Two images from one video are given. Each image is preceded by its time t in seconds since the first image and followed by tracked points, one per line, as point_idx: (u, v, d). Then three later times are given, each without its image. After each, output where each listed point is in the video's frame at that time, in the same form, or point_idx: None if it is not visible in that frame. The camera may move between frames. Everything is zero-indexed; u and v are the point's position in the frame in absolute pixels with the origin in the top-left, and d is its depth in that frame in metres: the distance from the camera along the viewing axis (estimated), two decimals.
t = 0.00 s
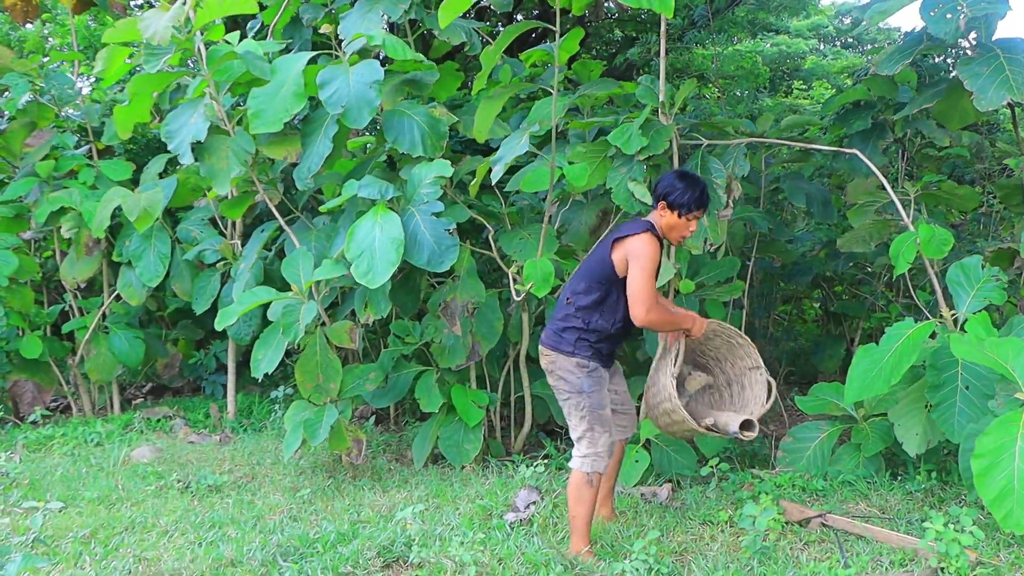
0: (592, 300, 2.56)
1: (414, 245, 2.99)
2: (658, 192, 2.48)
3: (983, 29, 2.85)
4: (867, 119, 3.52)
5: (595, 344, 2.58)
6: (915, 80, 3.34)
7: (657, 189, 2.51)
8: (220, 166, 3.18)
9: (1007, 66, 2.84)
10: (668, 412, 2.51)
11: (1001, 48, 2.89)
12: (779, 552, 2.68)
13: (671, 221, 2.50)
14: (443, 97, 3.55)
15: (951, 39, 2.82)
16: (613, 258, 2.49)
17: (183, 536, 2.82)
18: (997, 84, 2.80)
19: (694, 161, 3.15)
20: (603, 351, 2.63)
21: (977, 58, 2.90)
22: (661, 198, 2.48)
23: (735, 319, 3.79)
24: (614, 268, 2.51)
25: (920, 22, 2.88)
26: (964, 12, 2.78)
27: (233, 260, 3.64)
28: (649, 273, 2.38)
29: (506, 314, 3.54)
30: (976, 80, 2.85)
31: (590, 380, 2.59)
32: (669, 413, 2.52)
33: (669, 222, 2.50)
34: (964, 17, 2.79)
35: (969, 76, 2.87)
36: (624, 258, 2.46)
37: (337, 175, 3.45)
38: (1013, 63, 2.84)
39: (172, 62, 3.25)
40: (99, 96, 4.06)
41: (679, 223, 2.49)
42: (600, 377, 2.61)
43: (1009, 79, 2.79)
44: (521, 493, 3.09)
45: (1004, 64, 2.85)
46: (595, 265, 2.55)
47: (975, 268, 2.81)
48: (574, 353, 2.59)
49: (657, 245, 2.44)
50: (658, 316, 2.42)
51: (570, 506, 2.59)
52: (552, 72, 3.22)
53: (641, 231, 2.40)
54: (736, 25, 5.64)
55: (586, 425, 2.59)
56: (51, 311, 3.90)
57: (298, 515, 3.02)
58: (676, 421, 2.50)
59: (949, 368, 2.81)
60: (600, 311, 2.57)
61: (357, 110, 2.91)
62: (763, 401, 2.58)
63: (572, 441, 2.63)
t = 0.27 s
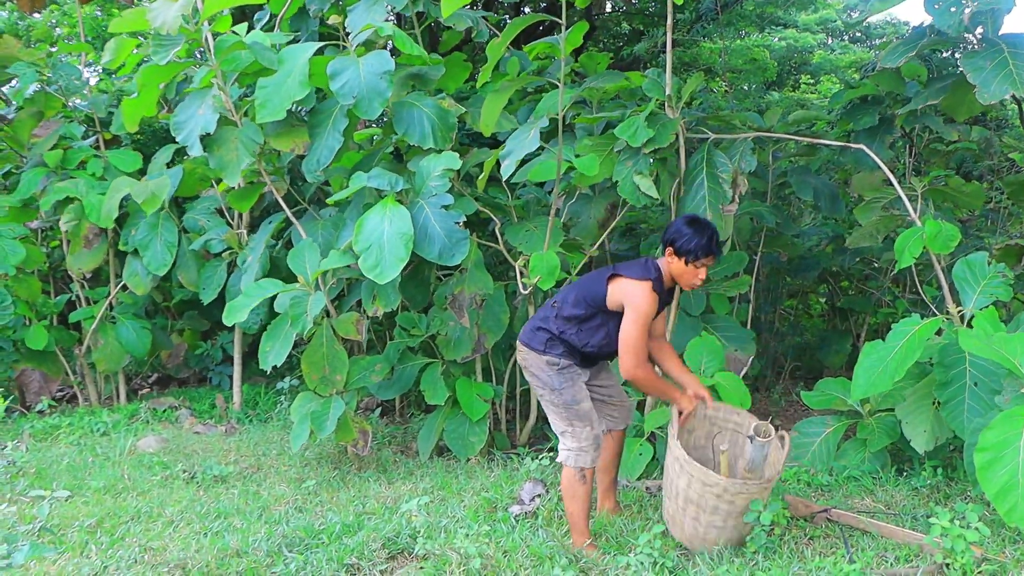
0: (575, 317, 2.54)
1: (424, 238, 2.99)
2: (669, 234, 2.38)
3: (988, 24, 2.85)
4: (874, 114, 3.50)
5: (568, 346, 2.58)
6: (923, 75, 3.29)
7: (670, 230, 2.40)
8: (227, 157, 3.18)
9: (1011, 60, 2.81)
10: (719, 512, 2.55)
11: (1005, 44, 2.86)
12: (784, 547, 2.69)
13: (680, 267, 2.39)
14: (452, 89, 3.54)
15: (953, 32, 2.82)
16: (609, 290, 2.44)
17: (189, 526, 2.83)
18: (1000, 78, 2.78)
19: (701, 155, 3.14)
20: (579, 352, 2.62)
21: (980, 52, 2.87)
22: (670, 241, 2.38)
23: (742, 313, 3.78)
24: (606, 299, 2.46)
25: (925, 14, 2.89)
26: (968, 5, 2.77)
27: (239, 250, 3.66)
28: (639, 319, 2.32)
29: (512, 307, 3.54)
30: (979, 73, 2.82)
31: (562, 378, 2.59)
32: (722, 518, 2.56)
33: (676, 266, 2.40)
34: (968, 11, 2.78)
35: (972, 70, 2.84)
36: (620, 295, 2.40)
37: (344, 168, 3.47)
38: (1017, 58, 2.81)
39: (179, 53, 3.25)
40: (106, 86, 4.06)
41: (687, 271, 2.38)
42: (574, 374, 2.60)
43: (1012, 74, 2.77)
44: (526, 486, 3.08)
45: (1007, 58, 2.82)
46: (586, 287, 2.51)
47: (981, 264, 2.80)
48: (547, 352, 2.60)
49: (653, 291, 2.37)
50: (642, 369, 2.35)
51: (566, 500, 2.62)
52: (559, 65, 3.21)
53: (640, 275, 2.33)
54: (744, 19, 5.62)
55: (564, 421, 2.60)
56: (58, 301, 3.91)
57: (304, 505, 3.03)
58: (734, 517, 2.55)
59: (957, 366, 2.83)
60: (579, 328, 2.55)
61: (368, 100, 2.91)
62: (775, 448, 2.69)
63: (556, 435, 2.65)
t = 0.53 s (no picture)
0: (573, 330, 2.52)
1: (428, 233, 2.98)
2: (677, 262, 2.32)
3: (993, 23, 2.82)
4: (880, 112, 3.49)
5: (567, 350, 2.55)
6: (929, 72, 3.28)
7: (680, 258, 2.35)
8: (232, 153, 3.18)
9: (1013, 61, 2.78)
10: (721, 522, 2.53)
11: (1007, 44, 2.83)
12: (789, 545, 2.69)
13: (686, 297, 2.33)
14: (456, 86, 3.53)
15: (954, 36, 2.80)
16: (608, 309, 2.41)
17: (194, 523, 2.83)
18: (1001, 80, 2.76)
19: (706, 153, 3.14)
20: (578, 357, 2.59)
21: (983, 53, 2.85)
22: (677, 268, 2.32)
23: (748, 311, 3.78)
24: (604, 318, 2.44)
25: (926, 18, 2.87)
26: (970, 8, 2.75)
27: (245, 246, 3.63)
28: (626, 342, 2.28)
29: (517, 304, 3.54)
30: (980, 75, 2.80)
31: (561, 380, 2.55)
32: (725, 525, 2.54)
33: (681, 295, 2.34)
34: (970, 12, 2.76)
35: (973, 71, 2.82)
36: (617, 315, 2.37)
37: (348, 165, 3.42)
38: (1019, 58, 2.78)
39: (185, 50, 3.25)
40: (113, 83, 4.06)
41: (692, 301, 2.32)
42: (573, 376, 2.56)
43: (1013, 75, 2.74)
44: (531, 483, 3.08)
45: (1009, 59, 2.79)
46: (589, 304, 2.48)
47: (988, 262, 2.79)
48: (545, 355, 2.58)
49: (648, 318, 2.32)
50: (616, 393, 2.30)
51: (572, 501, 2.61)
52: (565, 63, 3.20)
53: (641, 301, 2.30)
54: (750, 17, 5.60)
55: (566, 422, 2.56)
56: (64, 297, 3.92)
57: (309, 502, 3.03)
58: (737, 523, 2.54)
59: (961, 361, 2.81)
60: (577, 341, 2.51)
61: (373, 96, 2.90)
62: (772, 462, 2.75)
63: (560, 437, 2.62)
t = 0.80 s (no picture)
0: (572, 334, 2.52)
1: (433, 235, 2.99)
2: (679, 269, 2.32)
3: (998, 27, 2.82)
4: (885, 115, 3.49)
5: (566, 356, 2.55)
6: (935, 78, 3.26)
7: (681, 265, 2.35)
8: (237, 154, 3.18)
9: (1018, 65, 2.77)
10: (721, 519, 2.53)
11: (1013, 47, 2.83)
12: (793, 549, 2.69)
13: (687, 303, 2.33)
14: (460, 87, 3.52)
15: (959, 38, 2.78)
16: (609, 315, 2.40)
17: (197, 524, 2.83)
18: (1008, 83, 2.75)
19: (711, 155, 3.14)
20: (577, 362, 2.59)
21: (988, 56, 2.84)
22: (679, 275, 2.32)
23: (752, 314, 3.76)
24: (607, 325, 2.43)
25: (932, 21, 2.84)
26: (975, 12, 2.74)
27: (248, 246, 3.68)
28: (635, 352, 2.27)
29: (521, 307, 3.53)
30: (985, 78, 2.79)
31: (560, 386, 2.55)
32: (725, 523, 2.54)
33: (684, 302, 2.34)
34: (975, 16, 2.75)
35: (978, 74, 2.81)
36: (619, 322, 2.36)
37: (353, 165, 3.45)
38: None
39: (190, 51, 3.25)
40: (118, 84, 4.06)
41: (694, 307, 2.32)
42: (572, 382, 2.56)
43: (1019, 79, 2.74)
44: (535, 486, 3.08)
45: (1015, 63, 2.78)
46: (587, 308, 2.48)
47: (995, 266, 2.79)
48: (543, 361, 2.57)
49: (655, 325, 2.31)
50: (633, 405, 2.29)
51: (573, 506, 2.59)
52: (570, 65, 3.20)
53: (646, 309, 2.30)
54: (755, 19, 5.59)
55: (567, 429, 2.55)
56: (68, 298, 3.92)
57: (312, 504, 3.03)
58: (737, 519, 2.54)
59: (967, 365, 2.80)
60: (576, 345, 2.52)
61: (379, 102, 2.92)
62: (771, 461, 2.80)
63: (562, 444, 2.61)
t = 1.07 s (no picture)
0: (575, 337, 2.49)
1: (437, 242, 3.00)
2: (680, 262, 2.35)
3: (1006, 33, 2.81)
4: (889, 122, 3.49)
5: (568, 361, 2.54)
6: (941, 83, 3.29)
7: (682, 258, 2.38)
8: (243, 162, 3.20)
9: None
10: (729, 526, 2.53)
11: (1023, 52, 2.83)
12: (797, 557, 2.68)
13: (691, 295, 2.36)
14: (464, 92, 3.52)
15: (972, 42, 2.76)
16: (616, 312, 2.38)
17: (201, 530, 2.83)
18: (1018, 87, 2.75)
19: (716, 162, 3.15)
20: (580, 369, 2.58)
21: (997, 60, 2.84)
22: (681, 268, 2.35)
23: (757, 320, 3.76)
24: (614, 322, 2.40)
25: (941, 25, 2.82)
26: (986, 14, 2.72)
27: (253, 255, 3.65)
28: (658, 342, 2.24)
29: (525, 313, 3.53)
30: (995, 82, 2.79)
31: (563, 395, 2.54)
32: (733, 531, 2.54)
33: (689, 295, 2.37)
34: (985, 19, 2.73)
35: (988, 79, 2.81)
36: (628, 319, 2.33)
37: (358, 172, 3.46)
38: None
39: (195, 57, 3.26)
40: (123, 90, 4.07)
41: (698, 299, 2.35)
42: (575, 390, 2.55)
43: None
44: (539, 493, 3.07)
45: None
46: (589, 308, 2.47)
47: (999, 273, 2.79)
48: (546, 369, 2.56)
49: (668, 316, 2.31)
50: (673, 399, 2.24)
51: (579, 514, 2.58)
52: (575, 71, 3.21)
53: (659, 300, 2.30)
54: (758, 25, 5.59)
55: (571, 437, 2.54)
56: (72, 303, 3.93)
57: (316, 510, 3.02)
58: (745, 527, 2.54)
59: (972, 373, 2.80)
60: (580, 346, 2.50)
61: (380, 107, 2.90)
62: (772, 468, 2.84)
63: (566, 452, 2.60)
